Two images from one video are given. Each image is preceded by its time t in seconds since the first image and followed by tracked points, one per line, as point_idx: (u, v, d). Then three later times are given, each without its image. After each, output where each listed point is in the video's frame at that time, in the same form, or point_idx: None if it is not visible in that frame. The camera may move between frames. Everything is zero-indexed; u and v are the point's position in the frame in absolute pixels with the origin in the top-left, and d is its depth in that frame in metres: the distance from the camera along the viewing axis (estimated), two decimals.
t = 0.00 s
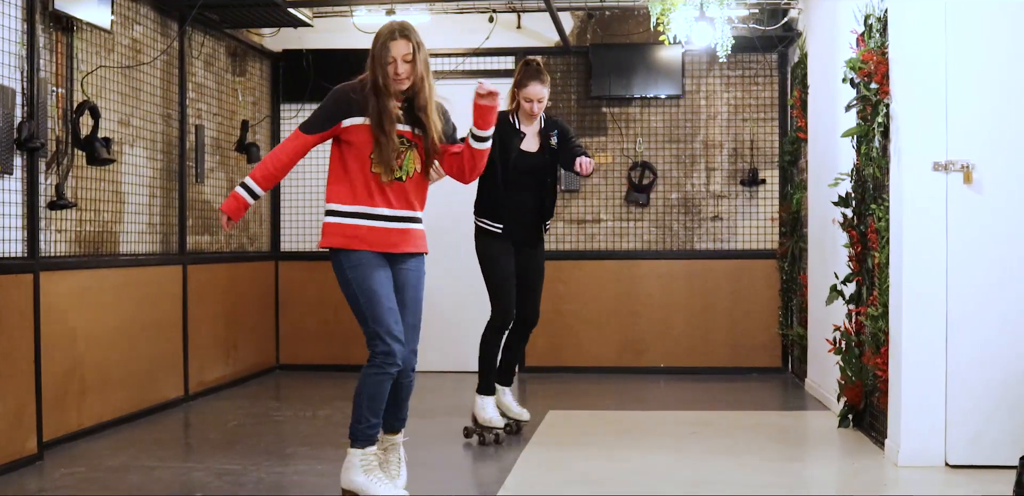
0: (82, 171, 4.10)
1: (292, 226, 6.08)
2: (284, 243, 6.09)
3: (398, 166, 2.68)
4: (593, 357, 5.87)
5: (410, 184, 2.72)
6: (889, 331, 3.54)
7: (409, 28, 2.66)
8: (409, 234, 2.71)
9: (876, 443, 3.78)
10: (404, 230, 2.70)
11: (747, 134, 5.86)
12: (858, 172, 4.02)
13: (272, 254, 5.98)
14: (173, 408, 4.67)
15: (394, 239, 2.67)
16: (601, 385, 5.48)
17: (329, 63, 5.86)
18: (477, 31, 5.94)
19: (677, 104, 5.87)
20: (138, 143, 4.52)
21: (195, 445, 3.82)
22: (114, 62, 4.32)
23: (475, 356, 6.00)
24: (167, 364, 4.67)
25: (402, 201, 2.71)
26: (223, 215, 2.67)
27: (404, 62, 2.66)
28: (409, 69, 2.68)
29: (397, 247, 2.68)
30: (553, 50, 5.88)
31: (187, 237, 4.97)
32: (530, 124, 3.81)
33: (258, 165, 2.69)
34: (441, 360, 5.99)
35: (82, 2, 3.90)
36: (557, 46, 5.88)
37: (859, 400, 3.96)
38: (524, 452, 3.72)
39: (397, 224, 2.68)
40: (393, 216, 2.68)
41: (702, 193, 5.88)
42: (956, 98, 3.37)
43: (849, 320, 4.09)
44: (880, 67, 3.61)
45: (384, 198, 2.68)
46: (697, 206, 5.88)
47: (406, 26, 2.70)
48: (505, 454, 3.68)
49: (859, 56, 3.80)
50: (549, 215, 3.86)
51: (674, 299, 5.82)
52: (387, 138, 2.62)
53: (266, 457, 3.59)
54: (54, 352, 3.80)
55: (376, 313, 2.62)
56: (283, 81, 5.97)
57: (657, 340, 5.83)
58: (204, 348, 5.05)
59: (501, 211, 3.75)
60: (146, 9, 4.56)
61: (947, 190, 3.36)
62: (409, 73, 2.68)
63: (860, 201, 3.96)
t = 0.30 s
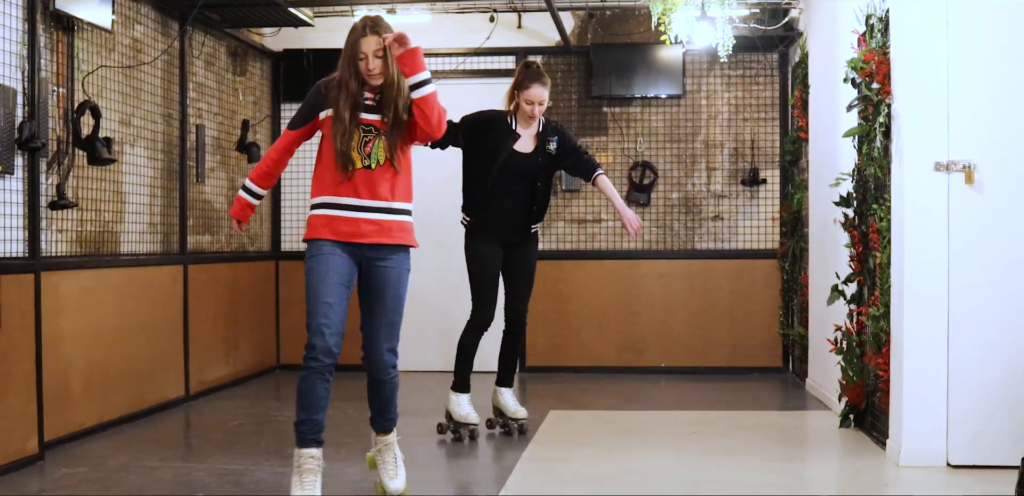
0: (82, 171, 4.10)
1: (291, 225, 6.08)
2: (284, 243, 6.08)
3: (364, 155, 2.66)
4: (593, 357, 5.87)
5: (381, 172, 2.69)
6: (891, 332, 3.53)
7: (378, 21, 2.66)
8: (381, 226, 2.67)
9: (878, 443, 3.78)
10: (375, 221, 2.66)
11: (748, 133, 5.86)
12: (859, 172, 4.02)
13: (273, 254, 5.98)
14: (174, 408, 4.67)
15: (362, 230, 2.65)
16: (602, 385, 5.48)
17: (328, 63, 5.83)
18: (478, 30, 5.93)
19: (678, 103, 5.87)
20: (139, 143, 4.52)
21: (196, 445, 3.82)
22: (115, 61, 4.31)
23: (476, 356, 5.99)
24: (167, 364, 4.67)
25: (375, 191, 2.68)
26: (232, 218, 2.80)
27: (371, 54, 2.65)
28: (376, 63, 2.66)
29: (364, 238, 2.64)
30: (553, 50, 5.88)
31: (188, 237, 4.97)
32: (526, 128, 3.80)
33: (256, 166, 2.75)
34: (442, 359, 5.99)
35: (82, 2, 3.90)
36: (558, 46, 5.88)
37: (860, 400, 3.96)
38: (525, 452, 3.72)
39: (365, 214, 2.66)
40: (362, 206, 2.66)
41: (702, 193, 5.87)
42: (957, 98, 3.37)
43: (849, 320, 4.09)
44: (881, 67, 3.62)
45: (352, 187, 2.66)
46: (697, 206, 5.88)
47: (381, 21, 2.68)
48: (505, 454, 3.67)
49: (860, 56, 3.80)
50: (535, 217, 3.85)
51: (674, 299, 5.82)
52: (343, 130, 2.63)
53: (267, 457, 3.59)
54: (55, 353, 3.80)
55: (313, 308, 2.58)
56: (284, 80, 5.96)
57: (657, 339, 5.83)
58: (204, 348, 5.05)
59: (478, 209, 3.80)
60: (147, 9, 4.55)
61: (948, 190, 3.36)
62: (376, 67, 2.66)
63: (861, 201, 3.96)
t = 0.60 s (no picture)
0: (84, 170, 4.10)
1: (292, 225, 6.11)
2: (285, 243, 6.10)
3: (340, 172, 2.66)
4: (594, 356, 5.87)
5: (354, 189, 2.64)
6: (893, 331, 3.53)
7: (358, 32, 2.57)
8: (353, 242, 2.62)
9: (879, 443, 3.78)
10: (348, 237, 2.63)
11: (749, 133, 5.86)
12: (860, 172, 4.02)
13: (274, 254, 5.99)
14: (174, 407, 4.67)
15: (334, 245, 2.64)
16: (602, 385, 5.48)
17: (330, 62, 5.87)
18: (480, 30, 5.93)
19: (679, 103, 5.87)
20: (141, 143, 4.52)
21: (197, 445, 3.82)
22: (117, 61, 4.31)
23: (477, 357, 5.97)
24: (168, 364, 4.66)
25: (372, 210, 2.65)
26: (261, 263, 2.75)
27: (348, 66, 2.58)
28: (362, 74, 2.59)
29: (339, 252, 2.63)
30: (554, 50, 5.88)
31: (189, 236, 4.97)
32: (541, 137, 3.86)
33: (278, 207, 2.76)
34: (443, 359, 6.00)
35: (83, 2, 3.89)
36: (559, 46, 5.87)
37: (863, 400, 3.96)
38: (526, 451, 3.72)
39: (341, 230, 2.64)
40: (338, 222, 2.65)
41: (704, 193, 5.87)
42: (959, 97, 3.37)
43: (851, 320, 4.11)
44: (883, 67, 3.62)
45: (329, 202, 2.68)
46: (699, 205, 5.88)
47: (372, 32, 2.61)
48: (507, 454, 3.67)
49: (862, 56, 3.79)
50: (550, 227, 3.82)
51: (675, 299, 5.82)
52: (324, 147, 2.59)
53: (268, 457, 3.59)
54: (57, 352, 3.81)
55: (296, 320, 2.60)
56: (285, 79, 5.96)
57: (658, 339, 5.83)
58: (206, 349, 5.05)
59: (495, 217, 3.81)
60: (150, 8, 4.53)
61: (950, 190, 3.35)
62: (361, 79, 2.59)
63: (863, 201, 3.96)
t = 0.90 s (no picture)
0: (160, 159, 4.41)
1: (331, 208, 6.50)
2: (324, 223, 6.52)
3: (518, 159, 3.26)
4: (620, 333, 6.23)
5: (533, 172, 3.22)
6: (916, 307, 3.95)
7: (513, 41, 3.24)
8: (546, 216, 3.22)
9: (902, 409, 4.18)
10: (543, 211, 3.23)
11: (766, 121, 6.21)
12: (883, 159, 4.41)
13: (317, 235, 6.41)
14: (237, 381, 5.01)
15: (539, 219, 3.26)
16: (629, 359, 5.84)
17: (373, 53, 6.36)
18: (517, 23, 6.31)
19: (700, 93, 6.22)
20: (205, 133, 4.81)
21: (273, 415, 4.16)
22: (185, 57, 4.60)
23: (508, 332, 6.36)
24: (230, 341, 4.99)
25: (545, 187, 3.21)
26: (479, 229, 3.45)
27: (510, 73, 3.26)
28: (518, 77, 3.24)
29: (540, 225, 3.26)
30: (580, 42, 6.24)
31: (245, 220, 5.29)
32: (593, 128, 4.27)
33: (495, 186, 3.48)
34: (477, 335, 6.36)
35: None
36: (586, 38, 6.25)
37: (885, 372, 4.35)
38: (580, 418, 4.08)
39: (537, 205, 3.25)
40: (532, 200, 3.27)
41: (723, 178, 6.23)
42: (981, 96, 3.69)
43: (872, 296, 4.53)
44: (908, 67, 3.96)
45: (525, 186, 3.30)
46: (718, 189, 6.23)
47: (531, 41, 3.25)
48: (562, 421, 4.03)
49: (887, 56, 4.14)
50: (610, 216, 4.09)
51: (696, 278, 6.18)
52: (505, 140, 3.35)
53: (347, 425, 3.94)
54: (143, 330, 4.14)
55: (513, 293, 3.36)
56: (325, 70, 6.40)
57: (681, 316, 6.20)
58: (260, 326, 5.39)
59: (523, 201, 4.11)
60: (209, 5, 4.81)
61: (972, 179, 3.69)
62: (519, 81, 3.25)
63: (885, 187, 4.35)
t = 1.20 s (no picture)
0: (160, 158, 4.41)
1: (331, 208, 6.50)
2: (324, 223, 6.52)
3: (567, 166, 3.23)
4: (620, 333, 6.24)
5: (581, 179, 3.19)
6: (916, 307, 3.95)
7: (565, 47, 3.18)
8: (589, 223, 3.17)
9: (901, 409, 4.18)
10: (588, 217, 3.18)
11: (766, 121, 6.22)
12: (883, 159, 4.41)
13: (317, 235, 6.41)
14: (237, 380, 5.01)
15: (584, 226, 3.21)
16: (629, 359, 5.85)
17: (373, 54, 6.36)
18: (517, 23, 6.33)
19: (700, 93, 6.22)
20: (205, 132, 4.81)
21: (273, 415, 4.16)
22: (185, 56, 4.61)
23: (507, 332, 6.37)
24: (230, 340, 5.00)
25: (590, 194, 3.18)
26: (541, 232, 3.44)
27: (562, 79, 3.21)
28: (572, 83, 3.18)
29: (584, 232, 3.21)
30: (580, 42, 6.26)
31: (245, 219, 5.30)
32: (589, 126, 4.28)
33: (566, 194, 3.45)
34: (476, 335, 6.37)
35: None
36: (586, 38, 6.26)
37: (885, 371, 4.35)
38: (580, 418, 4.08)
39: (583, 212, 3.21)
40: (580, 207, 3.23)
41: (724, 178, 6.23)
42: (981, 96, 3.69)
43: (872, 296, 4.53)
44: (908, 67, 3.96)
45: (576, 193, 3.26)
46: (719, 189, 6.24)
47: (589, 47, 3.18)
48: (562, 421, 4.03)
49: (887, 56, 4.14)
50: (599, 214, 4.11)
51: (696, 278, 6.18)
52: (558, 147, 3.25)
53: (346, 425, 3.94)
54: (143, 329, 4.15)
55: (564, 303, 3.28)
56: (325, 69, 6.40)
57: (681, 316, 6.20)
58: (260, 326, 5.39)
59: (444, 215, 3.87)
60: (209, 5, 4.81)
61: (972, 179, 3.69)
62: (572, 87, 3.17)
63: (885, 187, 4.35)
